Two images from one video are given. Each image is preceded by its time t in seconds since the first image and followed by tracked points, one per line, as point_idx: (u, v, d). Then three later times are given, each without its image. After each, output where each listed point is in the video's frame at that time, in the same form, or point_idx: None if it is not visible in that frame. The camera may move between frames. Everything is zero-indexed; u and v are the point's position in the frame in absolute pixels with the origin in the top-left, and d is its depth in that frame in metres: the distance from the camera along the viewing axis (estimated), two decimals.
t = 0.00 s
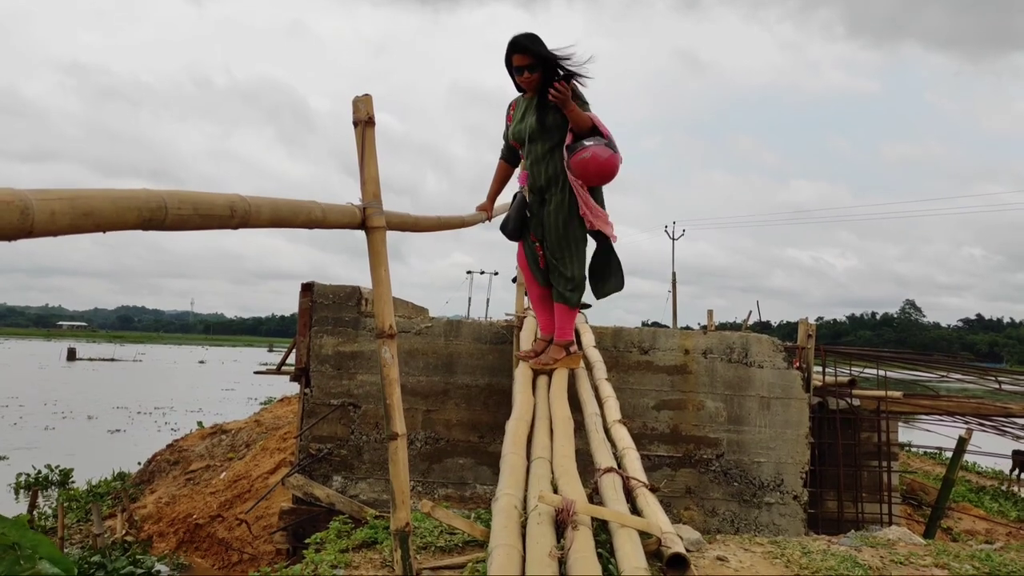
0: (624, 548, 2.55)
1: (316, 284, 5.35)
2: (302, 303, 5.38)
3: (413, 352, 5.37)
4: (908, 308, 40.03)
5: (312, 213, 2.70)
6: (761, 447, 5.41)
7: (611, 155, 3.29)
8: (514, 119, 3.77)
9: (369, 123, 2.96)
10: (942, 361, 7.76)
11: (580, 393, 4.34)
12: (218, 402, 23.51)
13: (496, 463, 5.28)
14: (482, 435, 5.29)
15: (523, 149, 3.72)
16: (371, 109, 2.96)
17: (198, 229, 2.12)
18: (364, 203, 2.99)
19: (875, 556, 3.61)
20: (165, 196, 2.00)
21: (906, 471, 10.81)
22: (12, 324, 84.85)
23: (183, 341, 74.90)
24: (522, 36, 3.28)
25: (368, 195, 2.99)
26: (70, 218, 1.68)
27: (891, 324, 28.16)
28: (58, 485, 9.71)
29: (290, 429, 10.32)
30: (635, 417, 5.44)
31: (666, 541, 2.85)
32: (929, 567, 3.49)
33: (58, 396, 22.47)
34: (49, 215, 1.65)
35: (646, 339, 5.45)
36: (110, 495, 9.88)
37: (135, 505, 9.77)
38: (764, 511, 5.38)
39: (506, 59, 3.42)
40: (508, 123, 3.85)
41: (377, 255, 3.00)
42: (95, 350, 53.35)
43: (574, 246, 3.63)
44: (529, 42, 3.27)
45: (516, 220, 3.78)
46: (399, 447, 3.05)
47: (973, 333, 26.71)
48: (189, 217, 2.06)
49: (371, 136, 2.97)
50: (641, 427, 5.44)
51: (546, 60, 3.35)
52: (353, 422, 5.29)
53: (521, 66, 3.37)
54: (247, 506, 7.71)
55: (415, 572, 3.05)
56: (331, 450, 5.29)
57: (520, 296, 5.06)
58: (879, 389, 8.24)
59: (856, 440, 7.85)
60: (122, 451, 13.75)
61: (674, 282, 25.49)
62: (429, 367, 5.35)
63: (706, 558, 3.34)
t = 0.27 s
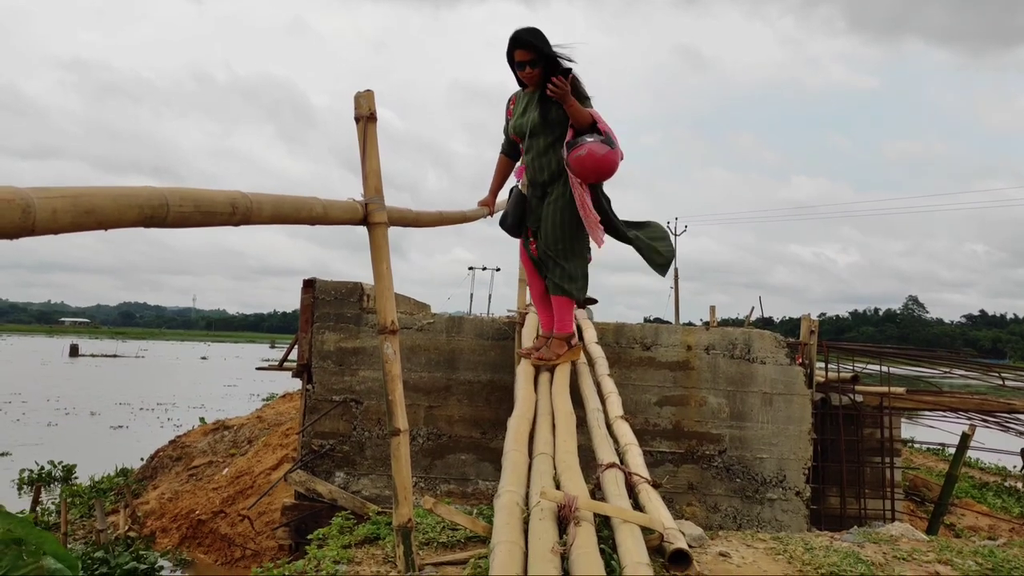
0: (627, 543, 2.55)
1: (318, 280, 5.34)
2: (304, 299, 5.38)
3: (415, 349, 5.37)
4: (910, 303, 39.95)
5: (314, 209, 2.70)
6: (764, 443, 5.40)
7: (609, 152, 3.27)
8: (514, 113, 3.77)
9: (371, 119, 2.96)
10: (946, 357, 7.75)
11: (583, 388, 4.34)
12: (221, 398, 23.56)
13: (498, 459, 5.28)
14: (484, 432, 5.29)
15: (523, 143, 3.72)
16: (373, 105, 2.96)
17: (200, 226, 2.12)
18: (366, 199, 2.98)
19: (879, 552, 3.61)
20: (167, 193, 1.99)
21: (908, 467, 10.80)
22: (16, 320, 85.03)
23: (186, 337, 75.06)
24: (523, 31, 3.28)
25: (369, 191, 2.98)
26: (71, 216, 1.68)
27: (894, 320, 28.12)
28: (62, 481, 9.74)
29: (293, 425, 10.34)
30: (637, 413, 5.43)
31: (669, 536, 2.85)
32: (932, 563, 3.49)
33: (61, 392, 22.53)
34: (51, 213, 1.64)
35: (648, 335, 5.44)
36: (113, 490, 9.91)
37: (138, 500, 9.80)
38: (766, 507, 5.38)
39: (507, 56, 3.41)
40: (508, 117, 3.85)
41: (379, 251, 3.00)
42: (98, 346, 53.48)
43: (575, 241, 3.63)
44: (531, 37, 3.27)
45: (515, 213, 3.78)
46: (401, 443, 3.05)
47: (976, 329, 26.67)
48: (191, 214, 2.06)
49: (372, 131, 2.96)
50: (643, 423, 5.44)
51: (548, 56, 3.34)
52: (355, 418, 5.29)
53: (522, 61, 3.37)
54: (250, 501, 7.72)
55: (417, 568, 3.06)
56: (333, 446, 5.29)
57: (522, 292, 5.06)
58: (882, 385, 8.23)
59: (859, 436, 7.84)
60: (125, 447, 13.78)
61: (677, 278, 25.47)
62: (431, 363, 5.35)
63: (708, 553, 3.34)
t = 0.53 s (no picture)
0: (628, 539, 2.55)
1: (319, 276, 5.34)
2: (305, 295, 5.38)
3: (417, 345, 5.37)
4: (912, 300, 39.90)
5: (315, 203, 2.69)
6: (765, 439, 5.40)
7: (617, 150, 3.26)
8: (514, 114, 3.76)
9: (373, 114, 2.95)
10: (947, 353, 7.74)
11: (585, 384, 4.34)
12: (223, 394, 23.59)
13: (499, 455, 5.28)
14: (485, 427, 5.29)
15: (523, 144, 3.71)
16: (374, 100, 2.95)
17: (202, 219, 2.12)
18: (367, 194, 2.98)
19: (879, 547, 3.61)
20: (169, 186, 1.99)
21: (909, 464, 10.80)
22: (17, 316, 85.10)
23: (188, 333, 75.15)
24: (521, 32, 3.27)
25: (371, 186, 2.98)
26: (74, 207, 1.68)
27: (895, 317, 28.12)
28: (64, 476, 9.77)
29: (294, 421, 10.36)
30: (638, 409, 5.43)
31: (670, 532, 2.85)
32: (932, 559, 3.49)
33: (62, 388, 22.56)
34: (53, 204, 1.64)
35: (649, 331, 5.44)
36: (115, 486, 9.93)
37: (140, 496, 9.82)
38: (767, 503, 5.38)
39: (506, 57, 3.41)
40: (508, 118, 3.84)
41: (381, 246, 2.99)
42: (100, 342, 53.56)
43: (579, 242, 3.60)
44: (528, 38, 3.26)
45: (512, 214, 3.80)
46: (402, 438, 3.05)
47: (977, 326, 26.66)
48: (192, 207, 2.06)
49: (374, 126, 2.96)
50: (644, 419, 5.44)
51: (546, 56, 3.33)
52: (357, 414, 5.29)
53: (520, 62, 3.36)
54: (251, 497, 7.73)
55: (418, 563, 3.06)
56: (334, 441, 5.30)
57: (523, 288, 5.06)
58: (883, 381, 8.23)
59: (860, 432, 7.84)
60: (127, 443, 13.81)
61: (678, 275, 25.47)
62: (433, 359, 5.35)
63: (709, 549, 3.34)
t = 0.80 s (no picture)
0: (629, 535, 2.55)
1: (321, 273, 5.34)
2: (307, 292, 5.38)
3: (419, 341, 5.37)
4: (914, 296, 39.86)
5: (316, 201, 2.69)
6: (766, 436, 5.40)
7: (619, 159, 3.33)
8: (518, 114, 3.74)
9: (374, 111, 2.95)
10: (949, 350, 7.73)
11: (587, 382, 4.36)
12: (225, 391, 23.62)
13: (501, 452, 5.29)
14: (487, 424, 5.30)
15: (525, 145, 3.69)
16: (376, 97, 2.95)
17: (203, 218, 2.12)
18: (369, 192, 2.98)
19: (881, 545, 3.61)
20: (170, 185, 1.99)
21: (911, 461, 10.79)
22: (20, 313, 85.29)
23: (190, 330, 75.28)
24: (526, 30, 3.25)
25: (372, 183, 2.98)
26: (75, 207, 1.68)
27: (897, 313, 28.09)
28: (66, 473, 9.79)
29: (296, 417, 10.37)
30: (640, 406, 5.44)
31: (671, 529, 2.85)
32: (934, 556, 3.49)
33: (65, 385, 22.61)
34: (54, 204, 1.64)
35: (651, 328, 5.44)
36: (117, 482, 9.95)
37: (142, 492, 9.84)
38: (769, 500, 5.38)
39: (509, 55, 3.40)
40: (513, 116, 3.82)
41: (383, 244, 2.99)
42: (102, 338, 53.65)
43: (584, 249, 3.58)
44: (532, 36, 3.25)
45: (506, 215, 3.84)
46: (404, 435, 3.05)
47: (980, 322, 26.64)
48: (194, 206, 2.05)
49: (376, 124, 2.95)
50: (646, 416, 5.44)
51: (548, 55, 3.31)
52: (359, 411, 5.30)
53: (523, 61, 3.34)
54: (253, 494, 7.74)
55: (420, 559, 3.06)
56: (336, 438, 5.30)
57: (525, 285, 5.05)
58: (885, 378, 8.23)
59: (862, 429, 7.83)
60: (129, 440, 13.83)
61: (679, 272, 25.46)
62: (435, 356, 5.35)
63: (711, 546, 3.34)
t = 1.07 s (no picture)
0: (634, 533, 2.55)
1: (326, 270, 5.34)
2: (311, 290, 5.39)
3: (423, 339, 5.37)
4: (919, 294, 39.74)
5: (321, 198, 2.69)
6: (771, 434, 5.39)
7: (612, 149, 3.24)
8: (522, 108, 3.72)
9: (379, 109, 2.94)
10: (955, 348, 7.70)
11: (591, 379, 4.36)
12: (230, 388, 23.68)
13: (505, 449, 5.29)
14: (492, 422, 5.30)
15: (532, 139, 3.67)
16: (380, 95, 2.94)
17: (209, 216, 2.12)
18: (374, 189, 2.98)
19: (886, 542, 3.60)
20: (176, 183, 1.99)
21: (916, 459, 10.77)
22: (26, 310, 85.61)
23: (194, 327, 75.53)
24: (530, 19, 3.26)
25: (377, 181, 2.97)
26: (81, 205, 1.68)
27: (902, 311, 28.03)
28: (72, 469, 9.83)
29: (301, 415, 10.39)
30: (644, 403, 5.43)
31: (675, 526, 2.84)
32: (939, 554, 3.48)
33: (70, 382, 22.68)
34: (60, 202, 1.64)
35: (655, 325, 5.43)
36: (123, 479, 9.99)
37: (148, 489, 9.88)
38: (773, 498, 5.37)
39: (513, 46, 3.39)
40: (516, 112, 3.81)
41: (388, 242, 2.99)
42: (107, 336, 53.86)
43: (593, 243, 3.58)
44: (536, 25, 3.25)
45: (518, 214, 3.79)
46: (409, 432, 3.05)
47: (986, 321, 26.56)
48: (200, 204, 2.05)
49: (380, 121, 2.95)
50: (650, 414, 5.43)
51: (553, 45, 3.31)
52: (363, 408, 5.30)
53: (528, 51, 3.33)
54: (258, 491, 7.76)
55: (424, 557, 3.07)
56: (341, 435, 5.31)
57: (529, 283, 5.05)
58: (890, 376, 8.21)
59: (867, 427, 7.81)
60: (135, 436, 13.88)
61: (684, 270, 25.44)
62: (439, 353, 5.35)
63: (715, 543, 3.34)
